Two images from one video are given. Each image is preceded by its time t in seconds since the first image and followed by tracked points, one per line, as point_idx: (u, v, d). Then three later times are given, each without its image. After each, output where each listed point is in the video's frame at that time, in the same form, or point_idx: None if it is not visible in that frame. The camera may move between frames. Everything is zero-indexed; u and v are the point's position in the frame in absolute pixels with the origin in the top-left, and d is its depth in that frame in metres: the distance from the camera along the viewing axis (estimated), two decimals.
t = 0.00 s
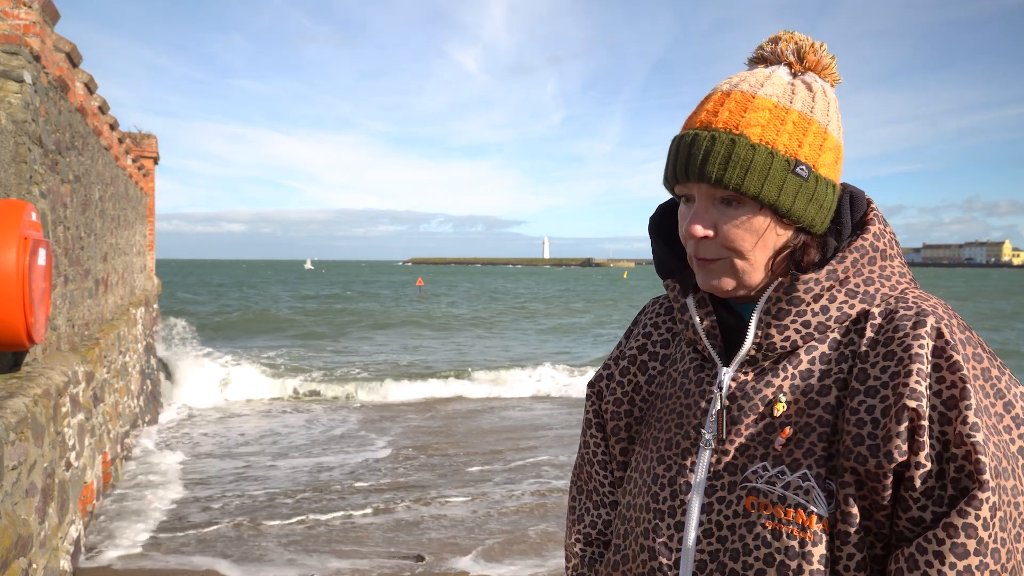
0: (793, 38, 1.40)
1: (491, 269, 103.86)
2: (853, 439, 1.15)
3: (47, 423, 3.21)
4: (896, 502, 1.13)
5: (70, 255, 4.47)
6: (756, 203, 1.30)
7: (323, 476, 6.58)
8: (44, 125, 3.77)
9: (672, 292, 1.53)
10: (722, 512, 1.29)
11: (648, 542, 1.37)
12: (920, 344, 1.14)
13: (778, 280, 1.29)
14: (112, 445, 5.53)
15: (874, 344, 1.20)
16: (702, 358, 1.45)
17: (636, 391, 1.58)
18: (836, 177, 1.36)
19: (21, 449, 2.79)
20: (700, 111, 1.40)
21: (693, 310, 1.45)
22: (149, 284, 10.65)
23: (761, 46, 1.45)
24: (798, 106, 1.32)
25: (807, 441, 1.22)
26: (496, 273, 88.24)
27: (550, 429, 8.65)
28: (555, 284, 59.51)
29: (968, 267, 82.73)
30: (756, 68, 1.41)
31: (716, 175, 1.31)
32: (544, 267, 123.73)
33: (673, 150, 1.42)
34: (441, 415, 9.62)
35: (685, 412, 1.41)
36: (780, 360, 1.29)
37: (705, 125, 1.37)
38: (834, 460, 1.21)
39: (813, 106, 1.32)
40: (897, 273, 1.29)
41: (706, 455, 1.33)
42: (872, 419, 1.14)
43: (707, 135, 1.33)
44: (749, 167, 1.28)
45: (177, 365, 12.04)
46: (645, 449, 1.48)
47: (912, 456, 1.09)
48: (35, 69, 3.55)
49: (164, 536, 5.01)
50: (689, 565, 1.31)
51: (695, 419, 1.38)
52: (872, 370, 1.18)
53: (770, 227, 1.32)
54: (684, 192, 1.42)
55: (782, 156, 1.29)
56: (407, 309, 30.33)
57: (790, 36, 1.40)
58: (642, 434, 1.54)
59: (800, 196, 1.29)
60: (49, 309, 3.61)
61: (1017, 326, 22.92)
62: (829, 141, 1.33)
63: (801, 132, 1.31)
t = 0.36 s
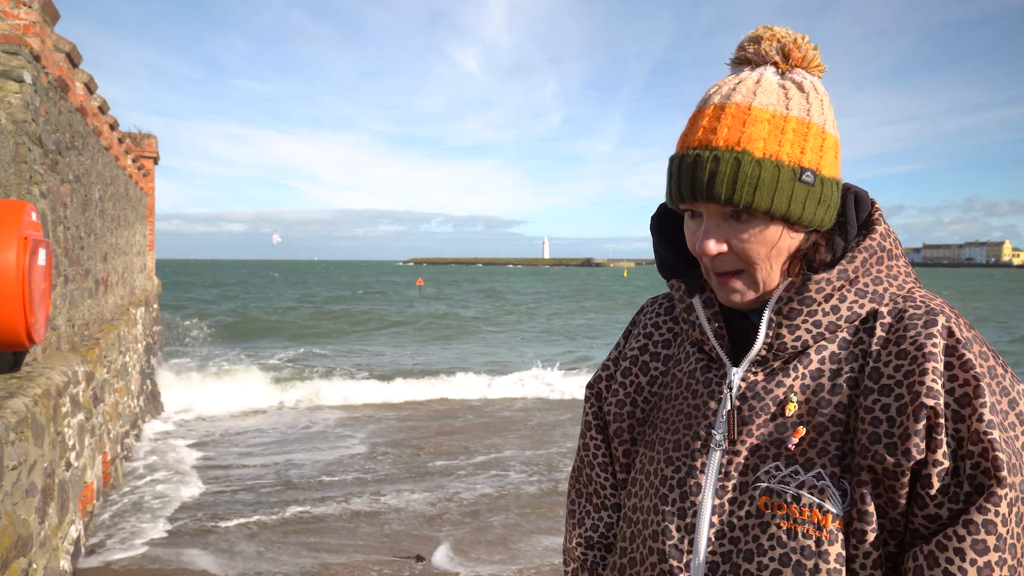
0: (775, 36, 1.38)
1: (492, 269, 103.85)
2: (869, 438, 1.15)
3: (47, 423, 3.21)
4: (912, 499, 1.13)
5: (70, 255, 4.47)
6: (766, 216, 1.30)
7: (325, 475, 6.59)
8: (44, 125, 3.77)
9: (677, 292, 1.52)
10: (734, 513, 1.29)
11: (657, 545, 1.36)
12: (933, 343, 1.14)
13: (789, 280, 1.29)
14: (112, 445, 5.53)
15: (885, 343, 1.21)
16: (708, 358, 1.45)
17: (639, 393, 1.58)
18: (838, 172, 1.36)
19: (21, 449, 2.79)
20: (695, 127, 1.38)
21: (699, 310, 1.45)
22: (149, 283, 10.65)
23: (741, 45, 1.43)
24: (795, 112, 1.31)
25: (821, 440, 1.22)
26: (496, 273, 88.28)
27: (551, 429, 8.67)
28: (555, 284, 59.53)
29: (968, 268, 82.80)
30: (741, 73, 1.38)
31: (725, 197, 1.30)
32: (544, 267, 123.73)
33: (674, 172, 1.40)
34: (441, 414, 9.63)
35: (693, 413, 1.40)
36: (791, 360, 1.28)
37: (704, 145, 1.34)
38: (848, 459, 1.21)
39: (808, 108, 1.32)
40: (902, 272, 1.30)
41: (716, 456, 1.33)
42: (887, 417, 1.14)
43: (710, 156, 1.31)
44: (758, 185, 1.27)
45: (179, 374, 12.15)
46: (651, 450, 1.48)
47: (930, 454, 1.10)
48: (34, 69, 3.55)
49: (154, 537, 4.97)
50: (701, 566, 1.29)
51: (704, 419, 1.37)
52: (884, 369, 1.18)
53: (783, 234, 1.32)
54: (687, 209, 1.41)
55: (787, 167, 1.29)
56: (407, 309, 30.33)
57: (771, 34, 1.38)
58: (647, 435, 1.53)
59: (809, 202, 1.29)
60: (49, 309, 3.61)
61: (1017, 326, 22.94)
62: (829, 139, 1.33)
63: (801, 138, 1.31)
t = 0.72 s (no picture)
0: (777, 38, 1.38)
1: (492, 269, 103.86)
2: (876, 437, 1.15)
3: (47, 423, 3.21)
4: (920, 498, 1.12)
5: (70, 255, 4.47)
6: (774, 215, 1.30)
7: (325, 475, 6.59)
8: (43, 125, 3.77)
9: (679, 293, 1.52)
10: (740, 514, 1.28)
11: (660, 547, 1.35)
12: (939, 342, 1.14)
13: (794, 279, 1.29)
14: (112, 445, 5.53)
15: (890, 343, 1.20)
16: (711, 358, 1.44)
17: (639, 394, 1.57)
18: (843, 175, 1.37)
19: (21, 449, 2.79)
20: (702, 126, 1.37)
21: (703, 311, 1.44)
22: (149, 284, 10.66)
23: (743, 46, 1.43)
24: (802, 112, 1.31)
25: (827, 440, 1.22)
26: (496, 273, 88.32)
27: (551, 429, 8.68)
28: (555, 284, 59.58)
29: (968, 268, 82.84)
30: (745, 74, 1.38)
31: (734, 195, 1.28)
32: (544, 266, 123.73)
33: (679, 172, 1.38)
34: (442, 414, 9.64)
35: (696, 414, 1.40)
36: (796, 361, 1.28)
37: (712, 142, 1.33)
38: (854, 459, 1.20)
39: (814, 108, 1.32)
40: (904, 272, 1.31)
41: (721, 457, 1.32)
42: (894, 416, 1.14)
43: (720, 154, 1.30)
44: (767, 184, 1.27)
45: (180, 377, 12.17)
46: (652, 451, 1.48)
47: (938, 453, 1.10)
48: (35, 69, 3.55)
49: (139, 537, 4.91)
50: (706, 569, 1.28)
51: (708, 420, 1.37)
52: (890, 368, 1.18)
53: (789, 234, 1.32)
54: (693, 209, 1.39)
55: (796, 165, 1.29)
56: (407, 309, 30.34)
57: (774, 36, 1.38)
58: (648, 436, 1.53)
59: (816, 202, 1.29)
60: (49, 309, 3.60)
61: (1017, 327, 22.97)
62: (833, 142, 1.34)
63: (808, 137, 1.31)
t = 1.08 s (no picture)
0: (774, 39, 1.39)
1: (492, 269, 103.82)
2: (868, 437, 1.15)
3: (47, 423, 3.21)
4: (911, 499, 1.12)
5: (70, 255, 4.47)
6: (765, 212, 1.30)
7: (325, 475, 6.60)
8: (43, 125, 3.77)
9: (674, 293, 1.53)
10: (733, 515, 1.29)
11: (654, 548, 1.35)
12: (931, 343, 1.14)
13: (786, 279, 1.29)
14: (112, 445, 5.53)
15: (883, 343, 1.21)
16: (706, 359, 1.44)
17: (635, 394, 1.58)
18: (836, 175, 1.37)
19: (21, 449, 2.79)
20: (696, 123, 1.37)
21: (697, 312, 1.45)
22: (149, 284, 10.65)
23: (740, 48, 1.43)
24: (796, 110, 1.31)
25: (820, 441, 1.22)
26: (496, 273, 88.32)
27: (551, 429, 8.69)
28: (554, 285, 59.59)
29: (968, 268, 82.86)
30: (741, 73, 1.38)
31: (725, 190, 1.29)
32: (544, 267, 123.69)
33: (672, 166, 1.38)
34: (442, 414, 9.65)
35: (691, 414, 1.40)
36: (789, 361, 1.28)
37: (705, 138, 1.34)
38: (847, 459, 1.21)
39: (809, 108, 1.32)
40: (897, 272, 1.31)
41: (715, 458, 1.33)
42: (886, 417, 1.14)
43: (711, 148, 1.31)
44: (758, 179, 1.27)
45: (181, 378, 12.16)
46: (647, 452, 1.48)
47: (929, 453, 1.09)
48: (34, 69, 3.55)
49: (134, 537, 4.90)
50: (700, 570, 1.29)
51: (702, 420, 1.37)
52: (883, 369, 1.18)
53: (780, 231, 1.32)
54: (686, 204, 1.40)
55: (788, 162, 1.29)
56: (407, 309, 30.33)
57: (771, 37, 1.39)
58: (643, 437, 1.53)
59: (807, 200, 1.29)
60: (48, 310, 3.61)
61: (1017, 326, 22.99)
62: (827, 142, 1.34)
63: (801, 136, 1.31)
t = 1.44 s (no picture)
0: (770, 37, 1.39)
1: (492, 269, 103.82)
2: (861, 438, 1.15)
3: (47, 423, 3.21)
4: (905, 500, 1.12)
5: (70, 255, 4.47)
6: (768, 208, 1.30)
7: (326, 475, 6.60)
8: (44, 125, 3.77)
9: (667, 293, 1.53)
10: (727, 516, 1.29)
11: (648, 549, 1.35)
12: (924, 342, 1.14)
13: (779, 279, 1.29)
14: (112, 445, 5.52)
15: (876, 343, 1.21)
16: (699, 359, 1.45)
17: (627, 395, 1.58)
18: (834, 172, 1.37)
19: (21, 449, 2.79)
20: (696, 120, 1.37)
21: (690, 311, 1.45)
22: (149, 283, 10.65)
23: (736, 47, 1.43)
24: (796, 107, 1.31)
25: (813, 441, 1.22)
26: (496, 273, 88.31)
27: (552, 429, 8.69)
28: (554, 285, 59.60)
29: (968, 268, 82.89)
30: (738, 71, 1.38)
31: (729, 185, 1.28)
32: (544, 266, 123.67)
33: (674, 163, 1.37)
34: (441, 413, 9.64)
35: (683, 415, 1.40)
36: (782, 361, 1.28)
37: (707, 134, 1.33)
38: (840, 460, 1.20)
39: (807, 105, 1.32)
40: (890, 272, 1.31)
41: (708, 459, 1.33)
42: (879, 417, 1.14)
43: (714, 145, 1.30)
44: (762, 174, 1.26)
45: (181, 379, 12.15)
46: (640, 453, 1.48)
47: (922, 453, 1.09)
48: (34, 68, 3.55)
49: (134, 538, 4.89)
50: (693, 571, 1.29)
51: (694, 421, 1.37)
52: (876, 369, 1.18)
53: (782, 228, 1.32)
54: (688, 202, 1.39)
55: (791, 158, 1.28)
56: (407, 310, 30.32)
57: (766, 36, 1.39)
58: (635, 438, 1.53)
59: (809, 196, 1.30)
60: (48, 309, 3.61)
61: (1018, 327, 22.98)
62: (825, 138, 1.34)
63: (801, 133, 1.31)
